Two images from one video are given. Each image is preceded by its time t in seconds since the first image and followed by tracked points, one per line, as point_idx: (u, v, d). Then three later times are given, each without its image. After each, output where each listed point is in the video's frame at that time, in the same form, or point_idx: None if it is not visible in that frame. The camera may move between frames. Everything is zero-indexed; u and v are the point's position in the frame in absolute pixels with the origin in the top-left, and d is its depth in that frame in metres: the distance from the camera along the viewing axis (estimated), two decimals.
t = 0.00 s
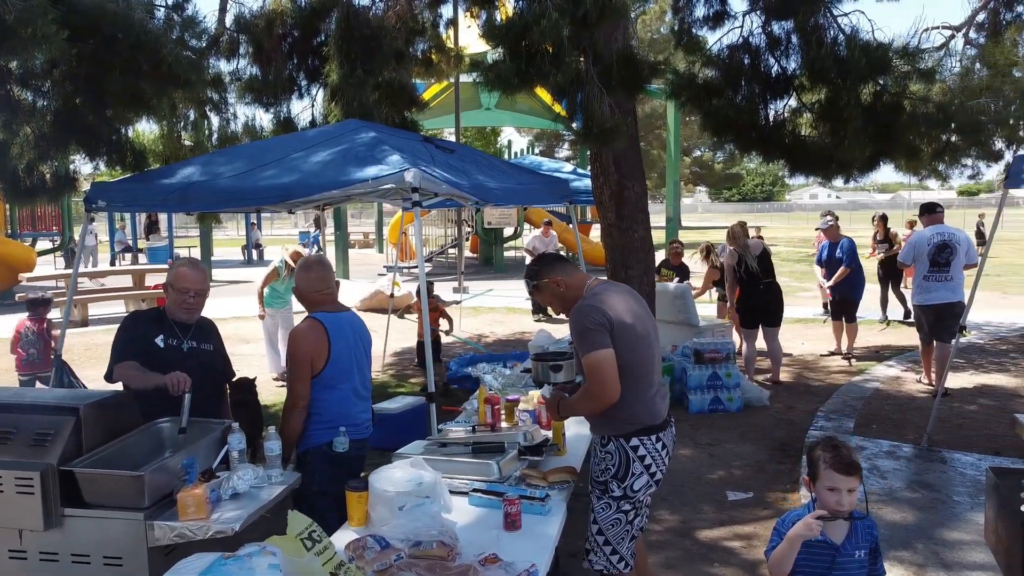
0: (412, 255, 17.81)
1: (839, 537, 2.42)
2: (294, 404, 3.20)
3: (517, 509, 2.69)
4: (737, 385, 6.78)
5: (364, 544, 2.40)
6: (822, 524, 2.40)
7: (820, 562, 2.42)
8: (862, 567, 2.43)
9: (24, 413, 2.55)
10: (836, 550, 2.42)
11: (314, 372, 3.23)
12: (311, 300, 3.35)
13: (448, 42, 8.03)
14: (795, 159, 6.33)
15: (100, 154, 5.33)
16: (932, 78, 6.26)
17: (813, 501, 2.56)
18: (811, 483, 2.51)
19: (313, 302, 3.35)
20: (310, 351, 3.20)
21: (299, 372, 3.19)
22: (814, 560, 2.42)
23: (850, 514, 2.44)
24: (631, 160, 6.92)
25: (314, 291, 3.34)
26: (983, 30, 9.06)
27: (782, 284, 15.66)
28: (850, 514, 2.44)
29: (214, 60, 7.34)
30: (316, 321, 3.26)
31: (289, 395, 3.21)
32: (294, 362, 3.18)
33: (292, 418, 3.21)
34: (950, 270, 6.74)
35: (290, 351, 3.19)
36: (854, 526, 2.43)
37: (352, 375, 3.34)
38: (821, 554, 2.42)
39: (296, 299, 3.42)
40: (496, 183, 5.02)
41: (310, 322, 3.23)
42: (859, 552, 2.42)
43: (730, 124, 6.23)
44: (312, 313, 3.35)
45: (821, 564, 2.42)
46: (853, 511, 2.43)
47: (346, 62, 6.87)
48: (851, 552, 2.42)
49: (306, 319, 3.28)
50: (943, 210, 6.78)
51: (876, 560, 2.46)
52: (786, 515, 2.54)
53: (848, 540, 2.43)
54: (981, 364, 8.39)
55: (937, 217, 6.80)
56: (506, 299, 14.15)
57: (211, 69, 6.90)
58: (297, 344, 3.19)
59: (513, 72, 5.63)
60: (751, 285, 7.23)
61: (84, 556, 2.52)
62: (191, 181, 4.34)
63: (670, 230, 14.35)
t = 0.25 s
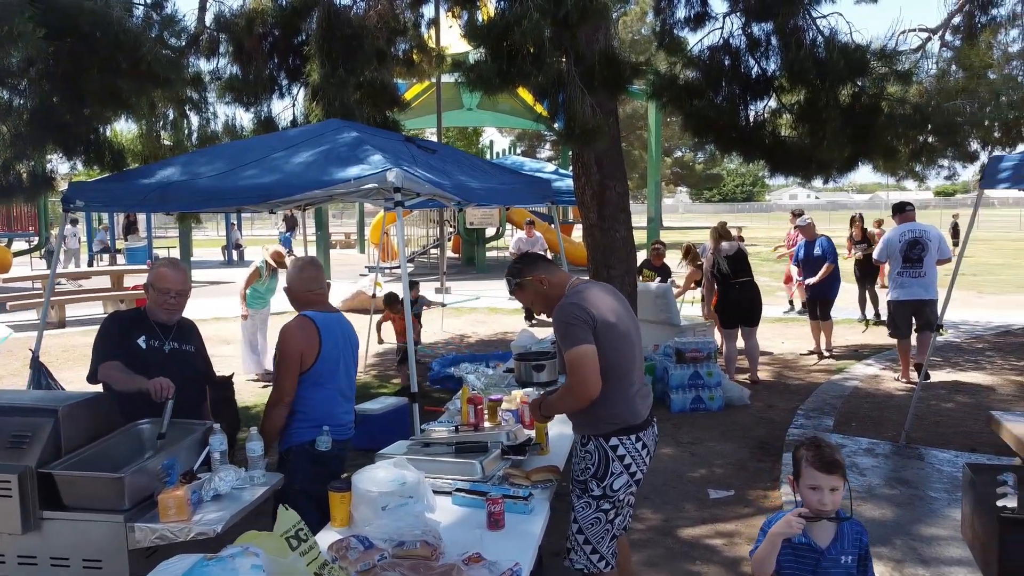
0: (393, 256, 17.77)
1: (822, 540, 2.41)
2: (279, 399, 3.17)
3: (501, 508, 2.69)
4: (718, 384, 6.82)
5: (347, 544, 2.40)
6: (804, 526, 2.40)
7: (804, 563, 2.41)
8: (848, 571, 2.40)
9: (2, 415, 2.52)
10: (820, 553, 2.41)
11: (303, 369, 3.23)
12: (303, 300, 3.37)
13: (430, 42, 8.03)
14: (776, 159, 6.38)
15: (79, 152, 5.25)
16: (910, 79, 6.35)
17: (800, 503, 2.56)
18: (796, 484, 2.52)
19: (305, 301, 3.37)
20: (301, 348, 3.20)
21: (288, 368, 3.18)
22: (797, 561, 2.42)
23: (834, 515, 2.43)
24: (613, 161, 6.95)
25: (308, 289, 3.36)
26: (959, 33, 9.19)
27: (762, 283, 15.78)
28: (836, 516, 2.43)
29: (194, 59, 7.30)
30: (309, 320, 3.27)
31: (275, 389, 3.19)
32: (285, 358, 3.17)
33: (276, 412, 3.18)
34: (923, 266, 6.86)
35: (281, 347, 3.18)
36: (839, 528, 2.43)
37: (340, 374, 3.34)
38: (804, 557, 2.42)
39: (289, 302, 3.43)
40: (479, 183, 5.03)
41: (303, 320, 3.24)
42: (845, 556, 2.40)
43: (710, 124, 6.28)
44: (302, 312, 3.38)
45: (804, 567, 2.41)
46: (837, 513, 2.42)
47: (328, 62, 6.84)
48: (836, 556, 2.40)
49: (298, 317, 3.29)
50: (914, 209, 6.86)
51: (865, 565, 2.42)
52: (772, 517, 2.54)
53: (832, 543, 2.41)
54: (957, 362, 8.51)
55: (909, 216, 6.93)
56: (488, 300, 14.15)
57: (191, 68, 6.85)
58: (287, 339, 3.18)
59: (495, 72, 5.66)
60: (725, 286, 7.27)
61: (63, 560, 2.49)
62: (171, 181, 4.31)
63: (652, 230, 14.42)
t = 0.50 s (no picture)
0: (373, 256, 17.72)
1: (812, 542, 2.44)
2: (266, 391, 3.18)
3: (481, 507, 2.69)
4: (698, 383, 6.87)
5: (328, 545, 2.39)
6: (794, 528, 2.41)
7: (794, 564, 2.44)
8: (839, 572, 2.43)
9: None
10: (810, 555, 2.43)
11: (292, 362, 3.22)
12: (294, 295, 3.36)
13: (409, 42, 8.01)
14: (753, 160, 6.43)
15: (52, 151, 5.19)
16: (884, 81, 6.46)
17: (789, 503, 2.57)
18: (784, 484, 2.53)
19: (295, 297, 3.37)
20: (291, 343, 3.19)
21: (279, 362, 3.17)
22: (787, 563, 2.44)
23: (823, 516, 2.44)
24: (592, 161, 6.98)
25: (297, 285, 3.36)
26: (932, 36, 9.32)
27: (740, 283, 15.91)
28: (826, 517, 2.45)
29: (171, 58, 7.23)
30: (299, 313, 3.26)
31: (262, 381, 3.19)
32: (276, 352, 3.16)
33: (262, 404, 3.18)
34: (899, 265, 6.96)
35: (272, 341, 3.17)
36: (829, 530, 2.45)
37: (327, 369, 3.34)
38: (795, 559, 2.44)
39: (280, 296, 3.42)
40: (458, 183, 5.03)
41: (292, 313, 3.23)
42: (835, 558, 2.42)
43: (689, 125, 6.33)
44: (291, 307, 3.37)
45: (795, 568, 2.44)
46: (827, 514, 2.44)
47: (307, 61, 6.81)
48: (826, 557, 2.43)
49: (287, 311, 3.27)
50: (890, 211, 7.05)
51: (856, 566, 2.44)
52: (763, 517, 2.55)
53: (823, 545, 2.44)
54: (931, 360, 8.63)
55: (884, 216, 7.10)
56: (468, 300, 14.15)
57: (167, 67, 6.79)
58: (276, 333, 3.17)
59: (474, 73, 5.66)
60: (705, 286, 7.30)
61: (38, 564, 2.47)
62: (148, 180, 4.27)
63: (631, 230, 14.50)
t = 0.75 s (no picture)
0: (356, 257, 17.66)
1: (802, 543, 2.46)
2: (260, 390, 3.15)
3: (464, 508, 2.69)
4: (680, 382, 6.90)
5: (310, 547, 2.38)
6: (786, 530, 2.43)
7: (785, 566, 2.46)
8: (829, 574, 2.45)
9: None
10: (800, 557, 2.45)
11: (285, 360, 3.21)
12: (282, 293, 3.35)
13: (392, 42, 7.99)
14: (734, 161, 6.48)
15: (30, 150, 5.13)
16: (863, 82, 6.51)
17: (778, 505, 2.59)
18: (774, 486, 2.54)
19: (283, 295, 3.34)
20: (283, 341, 3.17)
21: (271, 361, 3.16)
22: (777, 565, 2.46)
23: (814, 518, 2.46)
24: (575, 162, 6.99)
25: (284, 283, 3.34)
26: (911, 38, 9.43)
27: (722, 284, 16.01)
28: (817, 519, 2.46)
29: (150, 57, 7.17)
30: (290, 311, 3.25)
31: (256, 380, 3.16)
32: (269, 351, 3.14)
33: (256, 404, 3.15)
34: (881, 264, 7.10)
35: (264, 339, 3.15)
36: (818, 532, 2.47)
37: (316, 366, 3.34)
38: (785, 560, 2.46)
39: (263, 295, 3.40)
40: (442, 184, 5.03)
41: (284, 312, 3.22)
42: (825, 560, 2.45)
43: (670, 126, 6.36)
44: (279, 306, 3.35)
45: (785, 570, 2.46)
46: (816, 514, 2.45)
47: (289, 61, 6.77)
48: (816, 559, 2.45)
49: (276, 310, 3.25)
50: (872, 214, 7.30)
51: (845, 567, 2.47)
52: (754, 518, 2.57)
53: (813, 547, 2.46)
54: (910, 359, 8.72)
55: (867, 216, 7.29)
56: (451, 300, 14.13)
57: (147, 67, 6.74)
58: (269, 331, 3.15)
59: (458, 73, 5.66)
60: (690, 285, 7.32)
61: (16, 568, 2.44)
62: (128, 181, 4.23)
63: (614, 231, 14.55)
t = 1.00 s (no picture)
0: (337, 257, 17.59)
1: (785, 543, 2.48)
2: (259, 393, 3.13)
3: (446, 509, 2.69)
4: (661, 382, 6.94)
5: (290, 549, 2.37)
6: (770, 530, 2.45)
7: (769, 566, 2.48)
8: (811, 573, 2.48)
9: None
10: (783, 557, 2.47)
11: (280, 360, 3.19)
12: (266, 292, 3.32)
13: (373, 42, 7.96)
14: (714, 162, 6.53)
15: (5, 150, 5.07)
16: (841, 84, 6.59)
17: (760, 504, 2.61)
18: (757, 486, 2.56)
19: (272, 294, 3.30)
20: (280, 342, 3.16)
21: (268, 363, 3.14)
22: (761, 565, 2.48)
23: (797, 518, 2.48)
24: (556, 162, 7.01)
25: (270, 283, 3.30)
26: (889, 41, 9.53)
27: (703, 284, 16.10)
28: (799, 519, 2.49)
29: (129, 56, 7.11)
30: (280, 310, 3.23)
31: (254, 382, 3.13)
32: (267, 353, 3.12)
33: (257, 407, 3.12)
34: (858, 259, 7.36)
35: (261, 341, 3.12)
36: (800, 531, 2.51)
37: (303, 364, 3.35)
38: (769, 560, 2.48)
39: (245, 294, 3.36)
40: (423, 184, 5.02)
41: (275, 312, 3.19)
42: (807, 559, 2.48)
43: (651, 127, 6.40)
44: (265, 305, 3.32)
45: (769, 570, 2.48)
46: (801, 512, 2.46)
47: (269, 61, 6.73)
48: (799, 559, 2.47)
49: (266, 310, 3.21)
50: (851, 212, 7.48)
51: (826, 566, 2.51)
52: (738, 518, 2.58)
53: (795, 547, 2.48)
54: (888, 358, 8.82)
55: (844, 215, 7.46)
56: (433, 301, 14.11)
57: (125, 66, 6.68)
58: (263, 333, 3.13)
59: (440, 73, 5.65)
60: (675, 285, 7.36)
61: None
62: (106, 182, 4.19)
63: (596, 231, 14.60)
